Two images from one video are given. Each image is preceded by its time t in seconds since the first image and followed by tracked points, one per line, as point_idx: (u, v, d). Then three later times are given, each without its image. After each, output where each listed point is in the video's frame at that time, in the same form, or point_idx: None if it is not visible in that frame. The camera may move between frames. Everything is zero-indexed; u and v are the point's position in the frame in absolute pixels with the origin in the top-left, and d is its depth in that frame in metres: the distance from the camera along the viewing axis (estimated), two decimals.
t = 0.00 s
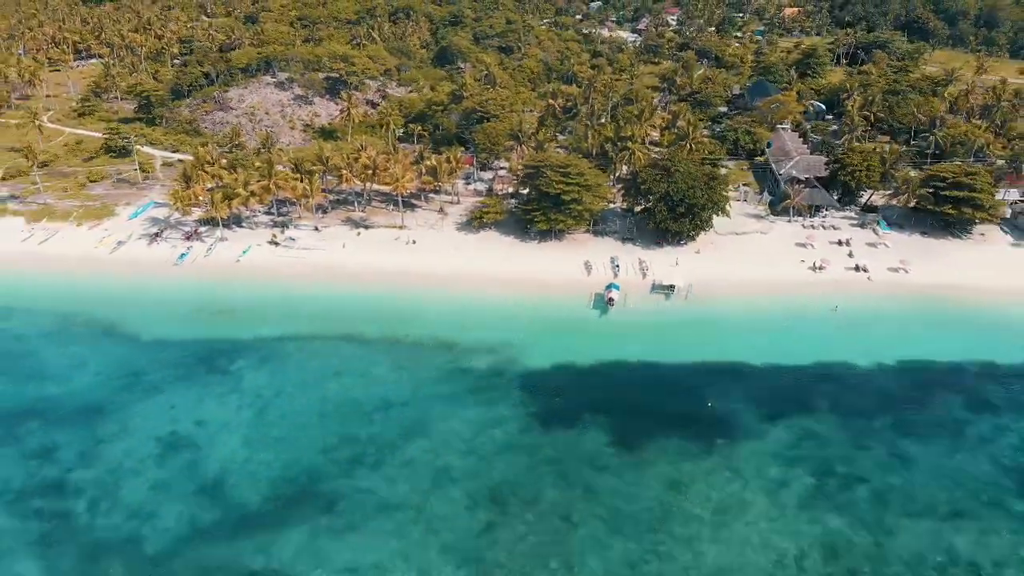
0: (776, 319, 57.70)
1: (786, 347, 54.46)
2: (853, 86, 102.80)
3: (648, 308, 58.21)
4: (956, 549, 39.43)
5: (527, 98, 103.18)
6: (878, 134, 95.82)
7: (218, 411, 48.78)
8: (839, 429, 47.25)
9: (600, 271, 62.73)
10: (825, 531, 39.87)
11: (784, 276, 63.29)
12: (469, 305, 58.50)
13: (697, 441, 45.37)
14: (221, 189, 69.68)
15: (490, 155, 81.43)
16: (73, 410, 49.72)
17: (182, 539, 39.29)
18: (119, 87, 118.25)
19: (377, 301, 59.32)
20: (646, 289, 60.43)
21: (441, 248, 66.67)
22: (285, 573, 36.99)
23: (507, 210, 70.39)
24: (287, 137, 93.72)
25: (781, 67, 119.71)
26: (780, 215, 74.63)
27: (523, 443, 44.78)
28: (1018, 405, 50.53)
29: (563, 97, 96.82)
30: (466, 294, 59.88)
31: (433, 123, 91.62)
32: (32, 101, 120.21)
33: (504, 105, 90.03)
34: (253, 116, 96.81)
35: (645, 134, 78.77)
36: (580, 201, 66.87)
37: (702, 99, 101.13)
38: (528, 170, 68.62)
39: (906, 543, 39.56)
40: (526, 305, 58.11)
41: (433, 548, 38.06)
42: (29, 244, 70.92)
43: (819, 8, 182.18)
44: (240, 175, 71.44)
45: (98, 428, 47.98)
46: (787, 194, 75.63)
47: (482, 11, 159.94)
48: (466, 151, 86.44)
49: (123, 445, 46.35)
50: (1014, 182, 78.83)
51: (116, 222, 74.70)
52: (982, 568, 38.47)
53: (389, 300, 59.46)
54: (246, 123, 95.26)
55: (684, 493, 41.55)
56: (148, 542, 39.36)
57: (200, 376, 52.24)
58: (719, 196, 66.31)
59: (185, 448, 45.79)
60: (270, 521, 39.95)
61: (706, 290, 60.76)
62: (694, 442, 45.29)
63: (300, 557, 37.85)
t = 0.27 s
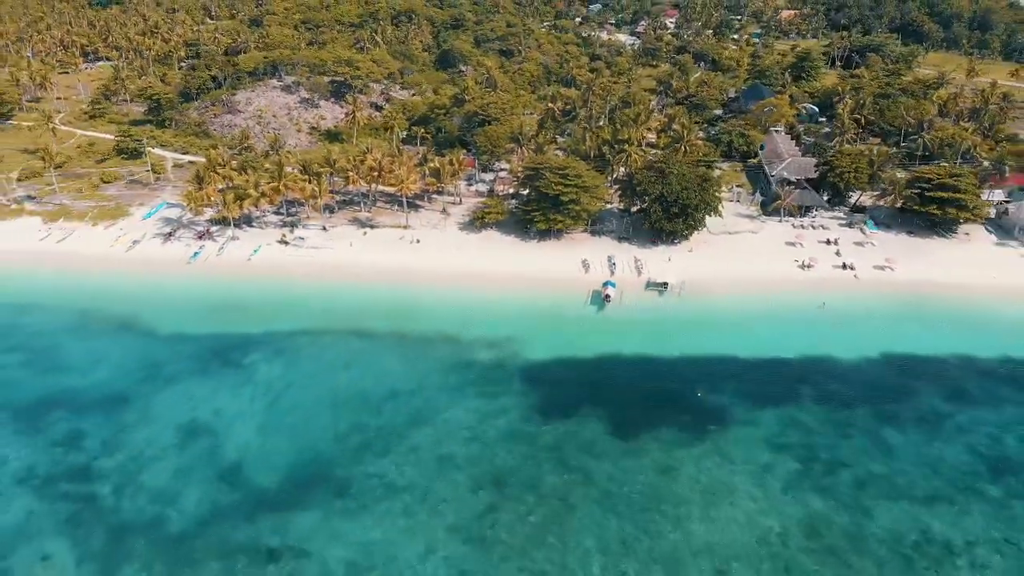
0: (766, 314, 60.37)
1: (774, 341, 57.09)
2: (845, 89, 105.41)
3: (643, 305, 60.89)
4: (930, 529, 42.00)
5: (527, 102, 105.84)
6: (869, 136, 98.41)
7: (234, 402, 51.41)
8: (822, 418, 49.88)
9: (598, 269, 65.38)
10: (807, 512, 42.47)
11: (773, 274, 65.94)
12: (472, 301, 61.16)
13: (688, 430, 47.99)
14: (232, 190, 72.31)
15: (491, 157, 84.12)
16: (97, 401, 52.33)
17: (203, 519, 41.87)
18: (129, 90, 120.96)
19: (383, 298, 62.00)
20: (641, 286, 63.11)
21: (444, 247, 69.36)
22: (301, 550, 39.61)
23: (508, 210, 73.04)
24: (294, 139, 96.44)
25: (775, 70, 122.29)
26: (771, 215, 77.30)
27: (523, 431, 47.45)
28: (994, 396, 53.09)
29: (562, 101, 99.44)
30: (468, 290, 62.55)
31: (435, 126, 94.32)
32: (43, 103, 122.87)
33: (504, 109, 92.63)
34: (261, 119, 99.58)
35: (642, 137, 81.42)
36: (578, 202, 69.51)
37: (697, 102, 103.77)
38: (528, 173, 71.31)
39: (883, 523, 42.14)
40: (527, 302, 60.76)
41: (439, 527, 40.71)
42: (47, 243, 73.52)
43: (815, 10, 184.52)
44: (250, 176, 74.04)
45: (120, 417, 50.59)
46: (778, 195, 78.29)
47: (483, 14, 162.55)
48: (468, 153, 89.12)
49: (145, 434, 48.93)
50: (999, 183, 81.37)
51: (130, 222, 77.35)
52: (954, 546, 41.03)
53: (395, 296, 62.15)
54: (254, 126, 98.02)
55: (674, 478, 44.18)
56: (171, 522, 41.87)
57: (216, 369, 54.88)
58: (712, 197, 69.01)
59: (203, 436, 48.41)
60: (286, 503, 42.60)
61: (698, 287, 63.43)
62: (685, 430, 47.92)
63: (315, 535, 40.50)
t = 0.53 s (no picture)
0: (760, 312, 61.83)
1: (768, 338, 58.55)
2: (841, 91, 106.79)
3: (640, 303, 62.35)
4: (917, 518, 43.42)
5: (527, 103, 107.26)
6: (864, 137, 99.81)
7: (242, 396, 52.89)
8: (814, 412, 51.34)
9: (597, 268, 66.83)
10: (798, 502, 43.93)
11: (768, 273, 67.37)
12: (473, 299, 62.65)
13: (683, 423, 49.44)
14: (237, 190, 73.70)
15: (492, 159, 85.58)
16: (109, 395, 53.79)
17: (214, 508, 43.34)
18: (134, 92, 122.45)
19: (387, 296, 63.48)
20: (638, 284, 64.58)
21: (447, 247, 70.80)
22: (309, 538, 41.07)
23: (508, 211, 74.43)
24: (297, 140, 97.94)
25: (773, 72, 123.68)
26: (766, 215, 78.76)
27: (523, 425, 48.90)
28: (982, 391, 54.51)
29: (562, 102, 100.83)
30: (470, 289, 64.01)
31: (437, 128, 95.79)
32: (49, 104, 124.35)
33: (505, 110, 94.01)
34: (265, 121, 101.09)
35: (640, 138, 82.87)
36: (577, 202, 70.92)
37: (695, 103, 105.22)
38: (528, 174, 72.77)
39: (871, 513, 43.59)
40: (527, 300, 62.22)
41: (442, 516, 42.18)
42: (56, 242, 74.97)
43: (813, 11, 185.67)
44: (255, 177, 75.41)
45: (132, 411, 52.05)
46: (773, 196, 79.74)
47: (483, 15, 163.98)
48: (469, 154, 90.58)
49: (156, 427, 50.39)
50: (991, 183, 82.68)
51: (138, 221, 78.79)
52: (939, 535, 42.48)
53: (398, 294, 63.60)
54: (259, 128, 99.53)
55: (669, 469, 45.63)
56: (183, 512, 43.33)
57: (224, 365, 56.37)
58: (708, 198, 70.48)
59: (213, 429, 49.88)
60: (294, 494, 44.07)
61: (695, 286, 64.89)
62: (680, 423, 49.37)
63: (322, 524, 41.99)
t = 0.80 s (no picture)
0: (757, 311, 62.63)
1: (765, 336, 59.33)
2: (839, 92, 107.55)
3: (639, 302, 63.12)
4: (910, 512, 44.21)
5: (527, 104, 108.12)
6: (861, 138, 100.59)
7: (247, 394, 53.69)
8: (809, 409, 52.12)
9: (596, 268, 67.59)
10: (793, 497, 44.72)
11: (766, 272, 68.13)
12: (474, 298, 63.46)
13: (681, 420, 50.23)
14: (240, 191, 74.42)
15: (492, 159, 86.40)
16: (115, 393, 54.58)
17: (220, 503, 44.14)
18: (137, 93, 123.30)
19: (389, 295, 64.29)
20: (637, 284, 65.37)
21: (448, 246, 71.57)
22: (314, 532, 41.86)
23: (509, 211, 75.18)
24: (299, 141, 98.81)
25: (771, 73, 124.46)
26: (764, 215, 79.54)
27: (523, 421, 49.69)
28: (975, 388, 55.29)
29: (561, 103, 101.59)
30: (471, 288, 64.80)
31: (438, 128, 96.63)
32: (52, 105, 125.22)
33: (505, 111, 94.84)
34: (267, 122, 101.91)
35: (639, 139, 83.66)
36: (577, 203, 71.67)
37: (694, 104, 106.04)
38: (528, 174, 73.55)
39: (865, 507, 44.38)
40: (527, 299, 63.01)
41: (444, 510, 42.98)
42: (61, 242, 75.74)
43: (812, 12, 186.39)
44: (258, 177, 76.14)
45: (138, 408, 52.85)
46: (771, 196, 80.54)
47: (484, 16, 164.84)
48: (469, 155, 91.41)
49: (162, 424, 51.19)
50: (987, 183, 83.42)
51: (142, 221, 79.59)
52: (932, 529, 43.27)
53: (400, 293, 64.42)
54: (261, 129, 100.40)
55: (667, 465, 46.43)
56: (189, 507, 44.12)
57: (229, 362, 57.18)
58: (706, 198, 71.26)
59: (218, 426, 50.69)
60: (299, 488, 44.88)
61: (693, 285, 65.67)
62: (678, 420, 50.17)
63: (326, 518, 42.80)
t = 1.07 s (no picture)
0: (754, 309, 63.56)
1: (761, 334, 60.27)
2: (837, 93, 108.53)
3: (638, 301, 64.06)
4: (902, 506, 45.12)
5: (528, 105, 109.17)
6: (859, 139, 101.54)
7: (252, 390, 54.62)
8: (805, 405, 53.03)
9: (595, 267, 68.50)
10: (788, 491, 45.62)
11: (763, 271, 69.06)
12: (475, 296, 64.42)
13: (678, 416, 51.14)
14: (244, 190, 75.32)
15: (493, 160, 87.39)
16: (122, 390, 55.50)
17: (226, 497, 45.07)
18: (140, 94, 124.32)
19: (391, 294, 65.25)
20: (636, 283, 66.28)
21: (449, 246, 72.50)
22: (318, 525, 42.78)
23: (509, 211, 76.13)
24: (302, 142, 99.83)
25: (770, 74, 125.45)
26: (762, 216, 80.50)
27: (523, 417, 50.61)
28: (968, 385, 56.21)
29: (561, 104, 102.56)
30: (471, 287, 65.76)
31: (439, 129, 97.64)
32: (56, 106, 126.23)
33: (506, 113, 95.84)
34: (270, 123, 102.94)
35: (638, 139, 84.61)
36: (577, 203, 72.60)
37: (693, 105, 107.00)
38: (529, 175, 74.51)
39: (858, 501, 45.29)
40: (527, 298, 63.97)
41: (445, 503, 43.90)
42: (68, 242, 76.66)
43: (812, 13, 187.34)
44: (261, 178, 77.06)
45: (145, 405, 53.78)
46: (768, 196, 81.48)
47: (484, 18, 165.87)
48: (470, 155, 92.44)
49: (168, 420, 52.11)
50: (982, 184, 84.33)
51: (147, 222, 80.54)
52: (924, 522, 44.17)
53: (402, 292, 65.38)
54: (264, 130, 101.47)
55: (664, 460, 47.33)
56: (196, 500, 45.04)
57: (234, 360, 58.12)
58: (704, 198, 72.20)
59: (224, 422, 51.63)
60: (303, 483, 45.80)
61: (691, 284, 66.60)
62: (675, 416, 51.09)
63: (330, 511, 43.73)
